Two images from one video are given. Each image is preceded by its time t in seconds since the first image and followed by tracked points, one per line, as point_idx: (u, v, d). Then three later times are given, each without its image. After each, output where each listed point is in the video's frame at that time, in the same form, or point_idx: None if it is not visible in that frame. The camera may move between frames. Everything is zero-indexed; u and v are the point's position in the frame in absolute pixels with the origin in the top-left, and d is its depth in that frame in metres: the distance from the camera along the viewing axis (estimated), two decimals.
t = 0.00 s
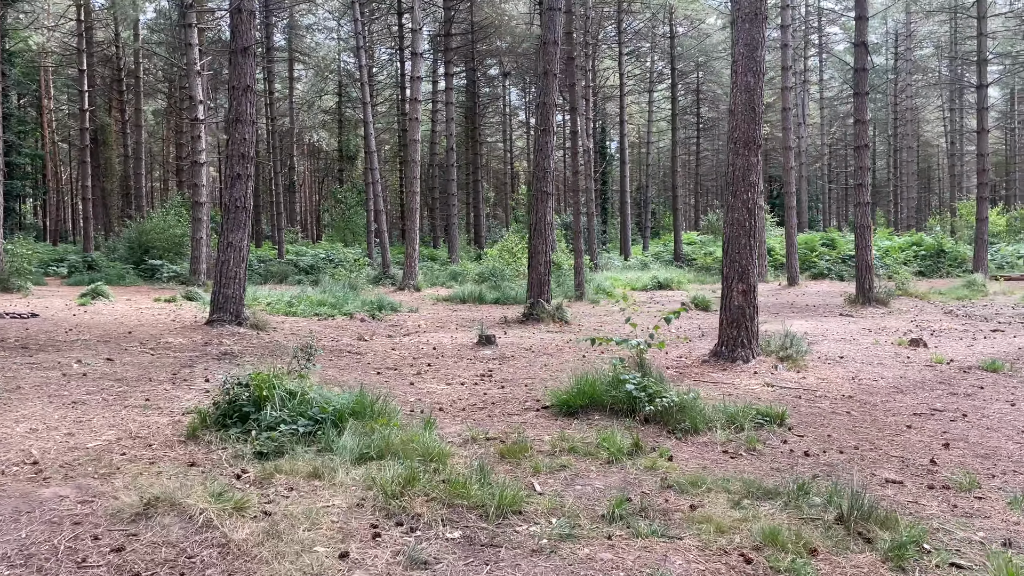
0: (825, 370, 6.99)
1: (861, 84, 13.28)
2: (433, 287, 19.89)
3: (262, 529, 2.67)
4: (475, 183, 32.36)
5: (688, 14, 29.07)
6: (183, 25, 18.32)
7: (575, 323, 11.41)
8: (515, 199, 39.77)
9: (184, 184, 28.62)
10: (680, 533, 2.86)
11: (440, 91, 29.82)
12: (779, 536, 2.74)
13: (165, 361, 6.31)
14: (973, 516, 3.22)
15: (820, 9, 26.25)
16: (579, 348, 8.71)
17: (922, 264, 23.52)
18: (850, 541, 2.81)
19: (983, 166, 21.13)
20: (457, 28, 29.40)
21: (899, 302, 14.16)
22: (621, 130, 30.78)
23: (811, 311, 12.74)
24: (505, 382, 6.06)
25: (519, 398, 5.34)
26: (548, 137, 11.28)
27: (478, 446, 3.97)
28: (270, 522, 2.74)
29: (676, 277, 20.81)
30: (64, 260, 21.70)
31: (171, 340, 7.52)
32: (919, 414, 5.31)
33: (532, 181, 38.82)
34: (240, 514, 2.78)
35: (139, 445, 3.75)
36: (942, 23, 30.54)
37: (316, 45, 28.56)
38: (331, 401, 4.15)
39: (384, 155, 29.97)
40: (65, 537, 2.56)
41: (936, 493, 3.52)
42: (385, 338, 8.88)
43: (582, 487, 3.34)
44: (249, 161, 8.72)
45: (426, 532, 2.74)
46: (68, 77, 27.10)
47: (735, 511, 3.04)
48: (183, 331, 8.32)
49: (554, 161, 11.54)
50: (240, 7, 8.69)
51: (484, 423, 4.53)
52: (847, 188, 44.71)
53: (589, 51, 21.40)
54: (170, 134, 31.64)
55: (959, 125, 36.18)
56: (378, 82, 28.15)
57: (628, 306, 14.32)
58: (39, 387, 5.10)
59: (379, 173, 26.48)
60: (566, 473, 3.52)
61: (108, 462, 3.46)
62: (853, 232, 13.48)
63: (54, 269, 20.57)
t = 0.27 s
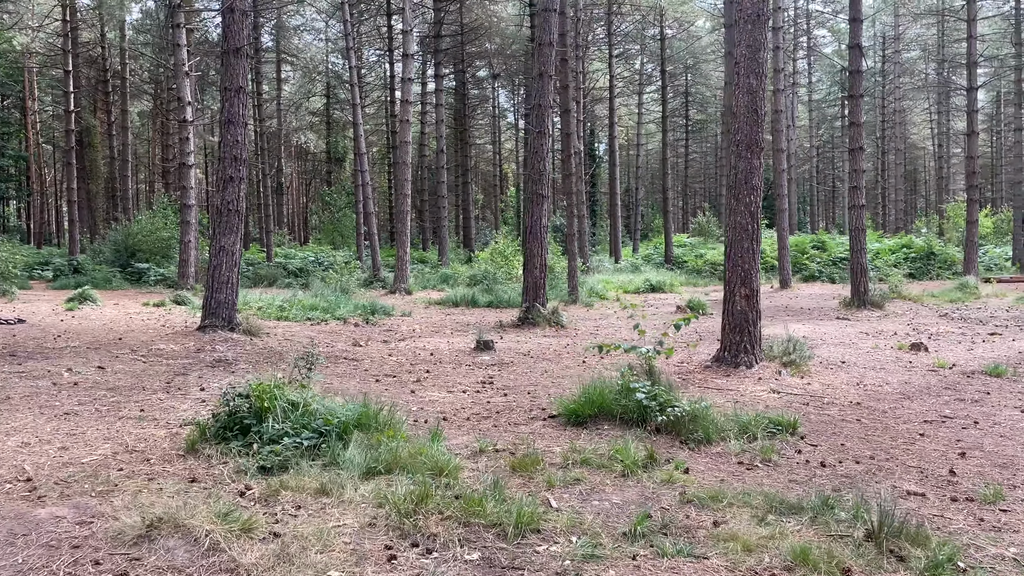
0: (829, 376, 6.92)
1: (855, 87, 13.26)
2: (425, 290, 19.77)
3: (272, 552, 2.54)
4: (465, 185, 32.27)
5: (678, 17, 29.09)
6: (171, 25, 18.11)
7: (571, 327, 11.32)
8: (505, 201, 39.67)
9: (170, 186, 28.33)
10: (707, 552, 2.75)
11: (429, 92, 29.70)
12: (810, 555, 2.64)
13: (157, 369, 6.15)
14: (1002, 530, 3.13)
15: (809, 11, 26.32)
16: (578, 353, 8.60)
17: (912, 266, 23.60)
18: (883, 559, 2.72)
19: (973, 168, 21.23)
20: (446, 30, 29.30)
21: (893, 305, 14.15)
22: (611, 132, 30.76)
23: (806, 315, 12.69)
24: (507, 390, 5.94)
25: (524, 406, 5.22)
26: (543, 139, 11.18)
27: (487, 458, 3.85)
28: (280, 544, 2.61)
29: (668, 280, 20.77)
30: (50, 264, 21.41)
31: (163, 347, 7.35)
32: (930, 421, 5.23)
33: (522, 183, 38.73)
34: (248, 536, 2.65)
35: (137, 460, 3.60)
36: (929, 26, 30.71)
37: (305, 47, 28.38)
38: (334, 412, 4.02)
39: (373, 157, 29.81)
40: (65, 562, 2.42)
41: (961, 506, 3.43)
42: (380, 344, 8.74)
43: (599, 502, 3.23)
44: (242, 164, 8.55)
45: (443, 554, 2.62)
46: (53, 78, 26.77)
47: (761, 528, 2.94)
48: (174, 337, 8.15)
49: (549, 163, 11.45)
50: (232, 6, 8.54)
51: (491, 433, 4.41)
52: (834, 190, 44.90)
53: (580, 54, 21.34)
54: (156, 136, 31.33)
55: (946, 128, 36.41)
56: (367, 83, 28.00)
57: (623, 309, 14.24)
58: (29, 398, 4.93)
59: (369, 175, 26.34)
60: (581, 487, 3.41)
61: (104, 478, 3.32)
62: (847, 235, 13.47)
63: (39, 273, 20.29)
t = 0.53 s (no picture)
0: (835, 378, 6.84)
1: (852, 88, 13.25)
2: (419, 293, 19.64)
3: (289, 567, 2.44)
4: (457, 188, 32.16)
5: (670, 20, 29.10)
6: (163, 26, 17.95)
7: (569, 330, 11.24)
8: (497, 203, 39.59)
9: (160, 188, 28.09)
10: (739, 563, 2.65)
11: (421, 94, 29.60)
12: (847, 566, 2.56)
13: (155, 374, 6.01)
14: None
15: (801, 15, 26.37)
16: (579, 356, 8.52)
17: (904, 268, 23.66)
18: (920, 571, 2.63)
19: (965, 170, 21.30)
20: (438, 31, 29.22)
21: (890, 307, 14.13)
22: (604, 134, 30.73)
23: (804, 316, 12.66)
24: (513, 394, 5.83)
25: (532, 412, 5.11)
26: (541, 140, 11.09)
27: (501, 465, 3.74)
28: (296, 559, 2.50)
29: (663, 282, 20.73)
30: (39, 266, 21.17)
31: (159, 351, 7.21)
32: (943, 425, 5.16)
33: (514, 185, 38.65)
34: (263, 550, 2.54)
35: (140, 468, 3.48)
36: (920, 30, 30.86)
37: (296, 48, 28.23)
38: (343, 418, 3.90)
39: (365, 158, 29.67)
40: None
41: (990, 513, 3.35)
42: (379, 347, 8.62)
43: (622, 511, 3.13)
44: (237, 164, 8.42)
45: (467, 567, 2.52)
46: (41, 79, 26.51)
47: (792, 537, 2.84)
48: (170, 341, 8.01)
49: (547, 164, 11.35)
50: (228, 4, 8.41)
51: (501, 439, 4.30)
52: (825, 193, 45.04)
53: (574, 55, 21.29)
54: (145, 138, 31.08)
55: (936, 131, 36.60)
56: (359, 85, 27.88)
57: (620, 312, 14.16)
58: (24, 403, 4.79)
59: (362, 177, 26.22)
60: (600, 496, 3.31)
61: (107, 488, 3.20)
62: (844, 237, 13.45)
63: (28, 276, 20.05)
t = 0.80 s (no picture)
0: (849, 383, 6.76)
1: (854, 91, 13.20)
2: (417, 296, 19.54)
3: None
4: (454, 190, 32.05)
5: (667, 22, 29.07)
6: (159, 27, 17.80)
7: (572, 334, 11.15)
8: (493, 205, 39.52)
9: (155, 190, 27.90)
10: None
11: (417, 96, 29.49)
12: None
13: (159, 381, 5.87)
14: None
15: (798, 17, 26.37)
16: (586, 360, 8.42)
17: (902, 271, 23.66)
18: None
19: (963, 173, 21.32)
20: (434, 34, 29.13)
21: (892, 310, 14.09)
22: (600, 137, 30.68)
23: (808, 319, 12.60)
24: (525, 401, 5.73)
25: (548, 419, 5.00)
26: (544, 143, 11.01)
27: (523, 476, 3.63)
28: None
29: (661, 284, 20.67)
30: (32, 269, 20.97)
31: (160, 356, 7.06)
32: (966, 431, 5.07)
33: (510, 188, 38.56)
34: (289, 570, 2.43)
35: (151, 481, 3.35)
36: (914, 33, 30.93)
37: (290, 50, 28.08)
38: (360, 427, 3.78)
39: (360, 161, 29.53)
40: None
41: None
42: (383, 352, 8.51)
43: (654, 525, 3.02)
44: (240, 166, 8.30)
45: None
46: (34, 81, 26.30)
47: (835, 554, 2.74)
48: (171, 345, 7.87)
49: (551, 166, 11.26)
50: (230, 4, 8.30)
51: (519, 448, 4.19)
52: (820, 196, 45.10)
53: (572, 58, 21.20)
54: (139, 140, 30.87)
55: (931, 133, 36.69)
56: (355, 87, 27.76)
57: (622, 316, 14.06)
58: (27, 412, 4.66)
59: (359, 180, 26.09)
60: (630, 509, 3.20)
61: (119, 503, 3.07)
62: (847, 240, 13.40)
63: (21, 279, 19.83)
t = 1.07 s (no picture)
0: (864, 389, 6.65)
1: (858, 93, 13.13)
2: (415, 299, 19.40)
3: None
4: (451, 193, 31.94)
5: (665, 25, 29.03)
6: (156, 27, 17.66)
7: (577, 338, 11.03)
8: (490, 208, 39.40)
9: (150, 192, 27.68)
10: None
11: (414, 98, 29.37)
12: None
13: (161, 387, 5.72)
14: None
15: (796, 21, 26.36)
16: (593, 366, 8.31)
17: (901, 275, 23.62)
18: None
19: (962, 176, 21.29)
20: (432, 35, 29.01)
21: (896, 314, 14.01)
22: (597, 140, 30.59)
23: (813, 324, 12.51)
24: (538, 409, 5.60)
25: (564, 427, 4.87)
26: (548, 145, 10.89)
27: (547, 489, 3.50)
28: None
29: (661, 288, 20.57)
30: (25, 272, 20.75)
31: (161, 362, 6.90)
32: (990, 440, 4.96)
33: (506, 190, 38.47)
34: None
35: (161, 496, 3.21)
36: (911, 36, 30.96)
37: (287, 51, 27.93)
38: (376, 438, 3.64)
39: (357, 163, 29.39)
40: None
41: None
42: (387, 357, 8.37)
43: (689, 542, 2.90)
44: (242, 168, 8.16)
45: None
46: (27, 82, 26.08)
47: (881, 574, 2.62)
48: (171, 350, 7.72)
49: (555, 169, 11.15)
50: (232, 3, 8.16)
51: (539, 458, 4.07)
52: (816, 200, 45.15)
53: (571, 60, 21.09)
54: (133, 141, 30.64)
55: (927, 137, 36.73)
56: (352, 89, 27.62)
57: (624, 320, 13.95)
58: (27, 421, 4.51)
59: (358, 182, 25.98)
60: (661, 524, 3.07)
61: (129, 520, 2.93)
62: (851, 243, 13.35)
63: (14, 281, 19.61)
